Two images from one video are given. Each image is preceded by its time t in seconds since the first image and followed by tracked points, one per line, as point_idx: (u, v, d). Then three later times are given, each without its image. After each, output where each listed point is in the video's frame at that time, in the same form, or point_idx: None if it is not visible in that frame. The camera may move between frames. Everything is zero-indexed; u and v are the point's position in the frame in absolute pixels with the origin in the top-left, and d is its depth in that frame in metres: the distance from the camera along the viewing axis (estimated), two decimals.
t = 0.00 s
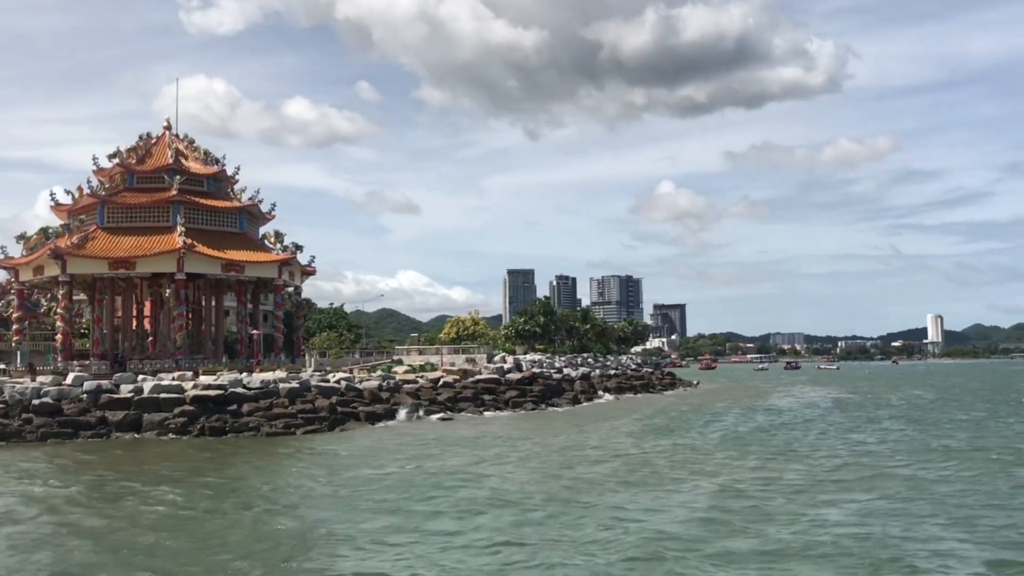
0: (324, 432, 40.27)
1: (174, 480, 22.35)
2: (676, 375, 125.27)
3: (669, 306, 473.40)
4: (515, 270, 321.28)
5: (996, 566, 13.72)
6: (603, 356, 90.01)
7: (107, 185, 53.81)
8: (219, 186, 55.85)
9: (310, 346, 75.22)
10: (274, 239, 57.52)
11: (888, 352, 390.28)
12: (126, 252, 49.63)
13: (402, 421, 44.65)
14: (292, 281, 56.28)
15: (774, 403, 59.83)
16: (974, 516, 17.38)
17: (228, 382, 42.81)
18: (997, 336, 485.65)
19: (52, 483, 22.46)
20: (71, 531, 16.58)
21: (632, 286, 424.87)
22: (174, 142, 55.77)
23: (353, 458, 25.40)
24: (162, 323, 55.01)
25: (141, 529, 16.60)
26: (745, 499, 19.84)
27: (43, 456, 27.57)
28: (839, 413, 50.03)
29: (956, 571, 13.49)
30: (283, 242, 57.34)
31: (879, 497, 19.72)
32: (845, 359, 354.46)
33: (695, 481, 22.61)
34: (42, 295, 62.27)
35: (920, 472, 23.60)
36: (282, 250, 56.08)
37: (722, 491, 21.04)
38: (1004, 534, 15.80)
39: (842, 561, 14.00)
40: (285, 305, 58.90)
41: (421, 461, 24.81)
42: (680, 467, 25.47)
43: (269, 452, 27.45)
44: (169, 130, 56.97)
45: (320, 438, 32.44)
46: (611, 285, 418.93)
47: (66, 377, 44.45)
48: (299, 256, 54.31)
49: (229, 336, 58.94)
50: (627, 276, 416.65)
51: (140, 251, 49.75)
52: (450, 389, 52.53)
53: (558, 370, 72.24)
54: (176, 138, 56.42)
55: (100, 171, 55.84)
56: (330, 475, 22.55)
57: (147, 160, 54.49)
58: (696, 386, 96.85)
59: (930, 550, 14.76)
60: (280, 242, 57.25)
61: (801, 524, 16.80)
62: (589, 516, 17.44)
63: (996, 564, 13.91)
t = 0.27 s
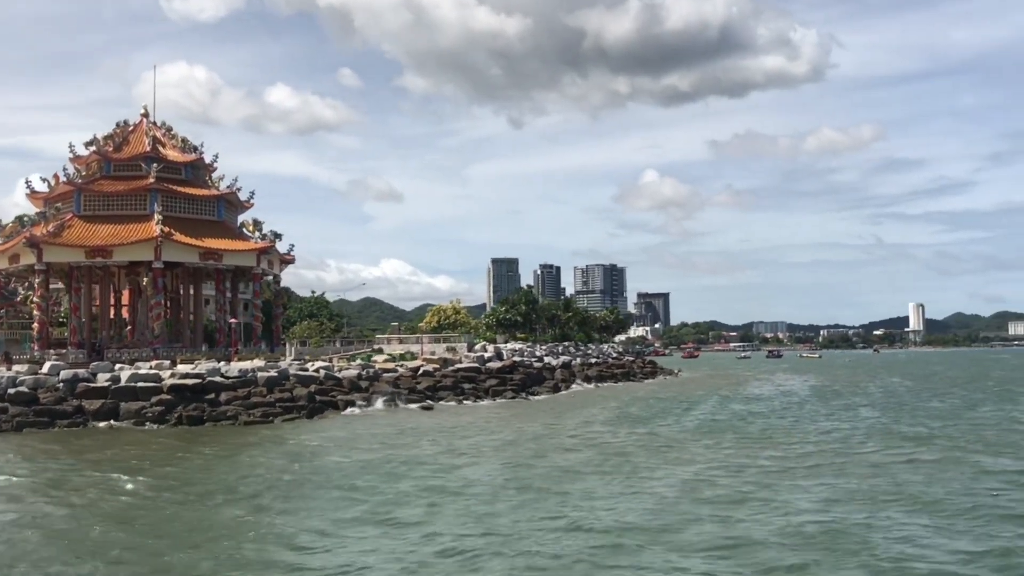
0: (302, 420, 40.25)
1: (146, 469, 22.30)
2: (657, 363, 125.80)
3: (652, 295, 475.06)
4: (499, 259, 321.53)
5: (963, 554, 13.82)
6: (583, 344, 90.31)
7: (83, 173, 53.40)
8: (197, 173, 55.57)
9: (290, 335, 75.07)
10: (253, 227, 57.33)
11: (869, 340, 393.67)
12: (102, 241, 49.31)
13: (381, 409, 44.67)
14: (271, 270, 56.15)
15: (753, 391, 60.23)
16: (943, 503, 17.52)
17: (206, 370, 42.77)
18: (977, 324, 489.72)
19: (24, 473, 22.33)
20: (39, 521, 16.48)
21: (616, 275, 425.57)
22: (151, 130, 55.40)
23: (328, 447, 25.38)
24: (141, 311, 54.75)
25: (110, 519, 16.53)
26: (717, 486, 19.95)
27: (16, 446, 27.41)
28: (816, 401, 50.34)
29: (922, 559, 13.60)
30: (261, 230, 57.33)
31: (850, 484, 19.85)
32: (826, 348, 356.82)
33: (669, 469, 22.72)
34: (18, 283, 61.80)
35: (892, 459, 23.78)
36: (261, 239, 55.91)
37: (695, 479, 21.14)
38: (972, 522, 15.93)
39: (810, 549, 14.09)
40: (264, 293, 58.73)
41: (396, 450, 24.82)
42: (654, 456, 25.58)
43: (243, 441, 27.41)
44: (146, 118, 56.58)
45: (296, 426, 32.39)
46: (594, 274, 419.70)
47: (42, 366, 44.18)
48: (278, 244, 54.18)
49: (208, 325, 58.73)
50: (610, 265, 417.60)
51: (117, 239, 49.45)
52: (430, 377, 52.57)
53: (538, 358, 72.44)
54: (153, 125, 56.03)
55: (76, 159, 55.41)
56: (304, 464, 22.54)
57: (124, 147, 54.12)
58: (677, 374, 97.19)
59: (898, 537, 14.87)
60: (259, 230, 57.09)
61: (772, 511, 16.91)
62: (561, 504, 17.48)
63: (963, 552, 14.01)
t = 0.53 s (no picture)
0: (278, 411, 40.24)
1: (117, 459, 22.27)
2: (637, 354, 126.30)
3: (634, 286, 476.36)
4: (482, 250, 321.64)
5: (923, 542, 13.96)
6: (563, 335, 90.58)
7: (59, 161, 53.02)
8: (175, 163, 55.31)
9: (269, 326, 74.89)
10: (230, 217, 57.13)
11: (848, 331, 396.49)
12: (78, 230, 49.01)
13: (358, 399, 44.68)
14: (249, 260, 55.98)
15: (729, 382, 60.64)
16: (908, 494, 17.67)
17: (181, 360, 42.69)
18: (955, 316, 493.93)
19: None
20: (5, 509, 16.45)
21: (598, 267, 426.29)
22: (128, 119, 55.05)
23: (301, 437, 25.37)
24: (117, 301, 54.49)
25: (78, 506, 16.53)
26: (687, 477, 20.07)
27: None
28: (792, 393, 50.64)
29: (883, 546, 13.72)
30: (239, 220, 57.17)
31: (818, 474, 19.99)
32: (806, 339, 359.27)
33: (640, 459, 22.82)
34: None
35: (861, 450, 23.98)
36: (239, 229, 55.74)
37: (665, 470, 21.24)
38: (936, 512, 16.08)
39: (773, 536, 14.19)
40: (242, 283, 58.56)
41: (369, 441, 24.82)
42: (627, 446, 25.69)
43: (217, 431, 27.42)
44: (123, 106, 56.20)
45: (271, 417, 32.40)
46: (576, 265, 420.40)
47: (15, 356, 43.91)
48: (255, 234, 54.03)
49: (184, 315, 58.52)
50: (593, 257, 418.47)
51: (93, 228, 49.15)
52: (407, 368, 52.60)
53: (517, 349, 72.59)
54: (130, 114, 55.68)
55: (52, 147, 55.00)
56: (276, 454, 22.52)
57: (100, 136, 53.77)
58: (656, 366, 97.54)
59: (860, 524, 15.00)
60: (237, 220, 56.91)
61: (739, 499, 17.02)
62: (531, 494, 17.52)
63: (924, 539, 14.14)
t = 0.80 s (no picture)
0: (254, 400, 40.16)
1: (88, 449, 22.19)
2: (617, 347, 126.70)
3: (616, 278, 477.43)
4: (464, 241, 321.47)
5: (882, 537, 14.05)
6: (543, 327, 90.72)
7: (34, 149, 52.58)
8: (152, 151, 54.98)
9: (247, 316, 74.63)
10: (208, 206, 56.86)
11: (828, 324, 399.13)
12: (53, 218, 48.65)
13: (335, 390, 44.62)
14: (226, 249, 55.89)
15: (706, 374, 60.97)
16: (873, 489, 17.77)
17: (157, 350, 42.53)
18: (934, 310, 497.93)
19: None
20: None
21: (580, 258, 426.76)
22: (105, 106, 54.64)
23: (273, 429, 25.34)
24: (93, 290, 54.16)
25: (44, 497, 16.46)
26: (656, 467, 20.16)
27: None
28: (767, 385, 50.91)
29: (844, 541, 13.78)
30: (216, 209, 57.00)
31: (786, 467, 20.09)
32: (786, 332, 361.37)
33: (611, 450, 22.92)
34: None
35: (831, 444, 24.10)
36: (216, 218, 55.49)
37: (635, 460, 21.33)
38: (897, 508, 16.18)
39: (736, 529, 14.23)
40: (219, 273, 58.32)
41: (341, 432, 24.81)
42: (599, 437, 25.77)
43: (191, 421, 27.35)
44: (100, 94, 55.75)
45: (246, 407, 32.34)
46: (559, 257, 420.81)
47: None
48: (233, 224, 53.84)
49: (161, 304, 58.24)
50: (575, 249, 419.01)
51: (68, 217, 48.80)
52: (385, 359, 52.55)
53: (496, 340, 72.64)
54: (107, 102, 55.28)
55: (27, 135, 54.53)
56: (246, 445, 22.46)
57: (76, 123, 53.34)
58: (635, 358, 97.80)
59: (821, 518, 15.10)
60: (214, 209, 56.65)
61: (704, 490, 17.10)
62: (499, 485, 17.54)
63: (885, 535, 14.22)
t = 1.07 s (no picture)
0: (232, 391, 40.09)
1: (60, 440, 22.12)
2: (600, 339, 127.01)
3: (600, 270, 478.13)
4: (449, 233, 321.38)
5: (846, 534, 14.18)
6: (524, 320, 90.84)
7: (11, 137, 52.19)
8: (131, 140, 54.69)
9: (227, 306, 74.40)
10: (187, 196, 56.63)
11: (810, 318, 401.27)
12: (30, 207, 48.33)
13: (313, 381, 44.58)
14: (205, 239, 55.76)
15: (686, 368, 61.21)
16: (841, 485, 17.93)
17: (134, 341, 42.38)
18: (915, 305, 501.41)
19: None
20: None
21: (565, 250, 427.12)
22: (84, 94, 54.28)
23: (247, 421, 25.34)
24: (70, 279, 53.87)
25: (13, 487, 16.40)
26: (628, 457, 20.28)
27: None
28: (745, 379, 51.18)
29: (808, 538, 13.90)
30: (196, 199, 56.82)
31: (756, 460, 20.25)
32: (768, 326, 363.12)
33: (585, 441, 23.03)
34: None
35: (803, 438, 24.28)
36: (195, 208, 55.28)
37: (607, 450, 21.43)
38: (864, 504, 16.31)
39: (702, 523, 14.33)
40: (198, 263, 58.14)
41: (315, 424, 24.83)
42: (574, 429, 25.88)
43: (166, 412, 27.30)
44: (79, 82, 55.36)
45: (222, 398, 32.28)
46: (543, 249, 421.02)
47: None
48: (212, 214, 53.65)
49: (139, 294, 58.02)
50: (559, 241, 419.39)
51: (46, 205, 48.50)
52: (365, 350, 52.49)
53: (477, 332, 72.68)
54: (86, 90, 54.93)
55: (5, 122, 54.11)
56: (219, 436, 22.46)
57: (54, 111, 52.97)
58: (616, 351, 98.08)
59: (788, 515, 15.22)
60: (194, 199, 56.43)
61: (672, 481, 17.22)
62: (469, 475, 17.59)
63: (849, 532, 14.34)
